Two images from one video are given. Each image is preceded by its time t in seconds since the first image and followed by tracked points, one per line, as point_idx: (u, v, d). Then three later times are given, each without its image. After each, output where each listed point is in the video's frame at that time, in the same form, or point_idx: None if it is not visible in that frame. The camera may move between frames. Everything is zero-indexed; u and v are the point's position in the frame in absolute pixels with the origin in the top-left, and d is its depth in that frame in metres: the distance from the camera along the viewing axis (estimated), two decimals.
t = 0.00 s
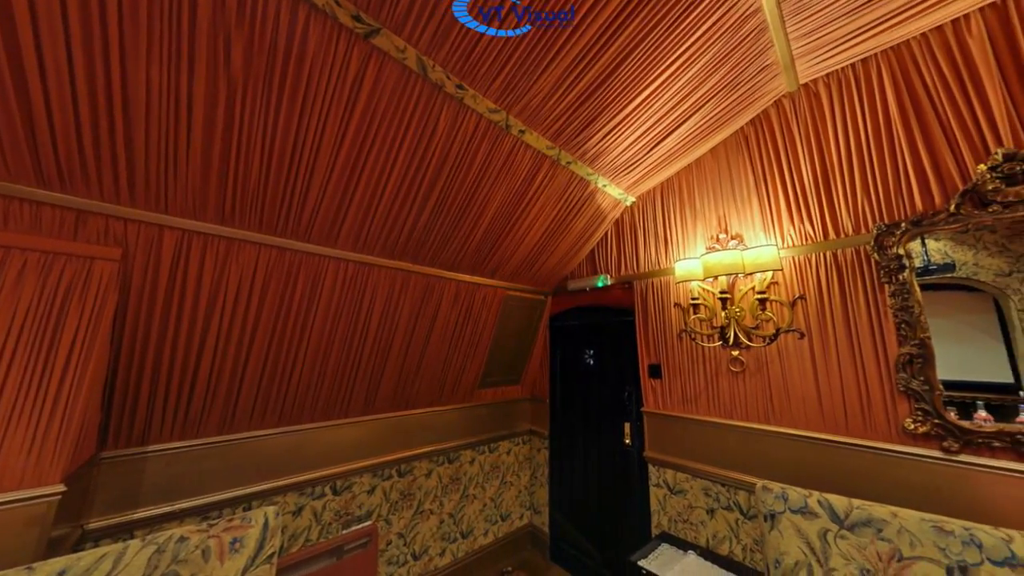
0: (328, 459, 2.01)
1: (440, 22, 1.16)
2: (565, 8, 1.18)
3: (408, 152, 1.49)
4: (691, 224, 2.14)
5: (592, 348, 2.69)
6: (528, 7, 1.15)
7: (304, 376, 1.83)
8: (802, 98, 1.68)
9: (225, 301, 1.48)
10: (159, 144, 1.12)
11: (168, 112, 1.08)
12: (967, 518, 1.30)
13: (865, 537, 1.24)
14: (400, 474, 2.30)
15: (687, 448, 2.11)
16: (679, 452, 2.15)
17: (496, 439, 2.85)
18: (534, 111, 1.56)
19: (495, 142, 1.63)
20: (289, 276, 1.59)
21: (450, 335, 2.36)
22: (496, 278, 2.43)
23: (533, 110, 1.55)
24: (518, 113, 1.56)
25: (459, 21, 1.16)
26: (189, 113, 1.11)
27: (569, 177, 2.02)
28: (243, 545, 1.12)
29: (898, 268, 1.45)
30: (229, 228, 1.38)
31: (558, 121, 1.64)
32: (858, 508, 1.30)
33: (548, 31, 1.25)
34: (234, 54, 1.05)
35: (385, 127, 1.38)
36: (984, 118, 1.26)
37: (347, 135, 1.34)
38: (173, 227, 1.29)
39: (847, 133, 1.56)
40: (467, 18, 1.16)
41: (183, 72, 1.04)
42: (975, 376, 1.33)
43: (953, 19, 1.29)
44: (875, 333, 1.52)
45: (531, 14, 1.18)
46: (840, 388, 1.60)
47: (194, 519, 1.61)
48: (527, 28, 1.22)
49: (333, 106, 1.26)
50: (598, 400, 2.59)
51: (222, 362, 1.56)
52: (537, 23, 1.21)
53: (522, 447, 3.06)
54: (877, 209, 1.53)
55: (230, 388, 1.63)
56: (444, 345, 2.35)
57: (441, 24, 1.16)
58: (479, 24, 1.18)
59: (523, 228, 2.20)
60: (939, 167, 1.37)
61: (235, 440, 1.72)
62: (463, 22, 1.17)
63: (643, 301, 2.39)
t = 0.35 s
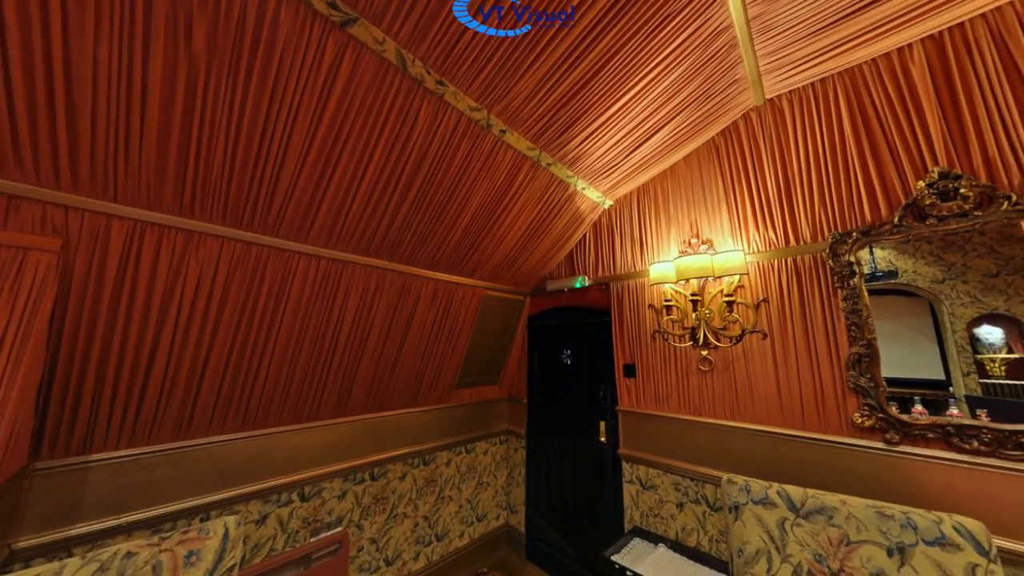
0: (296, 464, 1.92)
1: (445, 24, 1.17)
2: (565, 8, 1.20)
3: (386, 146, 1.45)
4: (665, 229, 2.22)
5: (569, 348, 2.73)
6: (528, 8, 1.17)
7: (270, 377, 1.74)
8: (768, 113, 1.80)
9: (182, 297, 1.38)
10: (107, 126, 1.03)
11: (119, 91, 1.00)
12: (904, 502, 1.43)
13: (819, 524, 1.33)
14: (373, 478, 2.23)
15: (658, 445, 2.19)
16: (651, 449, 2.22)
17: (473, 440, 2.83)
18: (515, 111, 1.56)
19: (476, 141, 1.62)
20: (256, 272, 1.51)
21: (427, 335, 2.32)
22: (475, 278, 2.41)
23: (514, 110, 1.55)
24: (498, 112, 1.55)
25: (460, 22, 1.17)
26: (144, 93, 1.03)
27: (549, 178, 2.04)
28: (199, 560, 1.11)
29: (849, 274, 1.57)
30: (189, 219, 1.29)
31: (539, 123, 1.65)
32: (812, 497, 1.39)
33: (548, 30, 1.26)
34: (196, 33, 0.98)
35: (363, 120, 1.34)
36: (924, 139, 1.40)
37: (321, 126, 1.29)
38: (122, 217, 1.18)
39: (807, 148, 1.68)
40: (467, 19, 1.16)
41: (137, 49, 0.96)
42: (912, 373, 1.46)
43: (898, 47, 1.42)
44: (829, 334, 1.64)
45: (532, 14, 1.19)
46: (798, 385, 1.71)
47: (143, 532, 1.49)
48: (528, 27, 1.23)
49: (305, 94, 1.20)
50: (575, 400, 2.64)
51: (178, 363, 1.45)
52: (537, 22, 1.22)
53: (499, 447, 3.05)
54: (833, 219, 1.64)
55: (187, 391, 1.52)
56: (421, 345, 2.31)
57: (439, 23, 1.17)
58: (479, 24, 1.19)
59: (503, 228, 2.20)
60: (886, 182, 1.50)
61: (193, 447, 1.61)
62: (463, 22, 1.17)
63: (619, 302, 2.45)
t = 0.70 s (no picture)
0: (260, 470, 1.83)
1: (438, 18, 1.16)
2: (565, 8, 1.22)
3: (363, 140, 1.40)
4: (641, 232, 2.29)
5: (547, 348, 2.76)
6: (529, 8, 1.18)
7: (233, 379, 1.64)
8: (736, 125, 1.91)
9: (133, 292, 1.27)
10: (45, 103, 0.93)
11: (61, 65, 0.90)
12: (851, 490, 1.55)
13: (777, 513, 1.42)
14: (344, 483, 2.16)
15: (632, 442, 2.25)
16: (625, 446, 2.28)
17: (449, 441, 2.80)
18: (496, 110, 1.55)
19: (456, 139, 1.60)
20: (217, 267, 1.41)
21: (404, 334, 2.27)
22: (453, 277, 2.39)
23: (495, 109, 1.55)
24: (479, 111, 1.54)
25: (461, 23, 1.18)
26: (90, 69, 0.94)
27: (529, 179, 2.05)
28: None
29: (807, 279, 1.69)
30: (142, 209, 1.19)
31: (520, 123, 1.66)
32: (772, 488, 1.48)
33: (549, 30, 1.28)
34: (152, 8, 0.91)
35: (338, 111, 1.29)
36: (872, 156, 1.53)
37: (293, 116, 1.23)
38: (61, 204, 1.07)
39: (772, 160, 1.80)
40: (467, 19, 1.17)
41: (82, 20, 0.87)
42: (860, 371, 1.58)
43: (851, 70, 1.56)
44: (788, 335, 1.75)
45: (532, 15, 1.21)
46: (760, 383, 1.81)
47: (83, 550, 1.36)
48: (528, 28, 1.24)
49: (275, 81, 1.14)
50: (552, 399, 2.67)
51: (127, 365, 1.34)
52: (538, 23, 1.24)
53: (476, 447, 3.03)
54: (793, 227, 1.76)
55: (138, 395, 1.41)
56: (397, 345, 2.25)
57: (438, 18, 1.16)
58: (480, 24, 1.20)
59: (482, 227, 2.19)
60: (840, 194, 1.63)
61: (144, 455, 1.49)
62: (463, 22, 1.18)
63: (596, 303, 2.50)
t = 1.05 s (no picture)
0: (224, 477, 1.73)
1: (423, 11, 1.14)
2: (564, 8, 1.23)
3: (340, 132, 1.36)
4: (620, 235, 2.35)
5: (527, 349, 2.78)
6: (529, 9, 1.19)
7: (195, 381, 1.54)
8: (711, 134, 2.00)
9: (80, 288, 1.17)
10: None
11: None
12: (810, 482, 1.65)
13: (744, 505, 1.49)
14: (316, 488, 2.08)
15: (608, 441, 2.30)
16: (602, 444, 2.32)
17: (427, 442, 2.76)
18: (478, 109, 1.54)
19: (438, 136, 1.58)
20: (178, 261, 1.33)
21: (381, 334, 2.22)
22: (434, 276, 2.36)
23: (477, 108, 1.54)
24: (462, 109, 1.52)
25: (461, 23, 1.20)
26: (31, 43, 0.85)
27: (512, 179, 2.05)
28: None
29: (773, 283, 1.79)
30: (93, 198, 1.10)
31: (503, 123, 1.65)
32: (739, 482, 1.55)
33: (548, 30, 1.29)
34: None
35: (315, 102, 1.24)
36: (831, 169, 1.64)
37: (264, 104, 1.17)
38: None
39: (743, 169, 1.89)
40: (467, 19, 1.18)
41: None
42: (820, 370, 1.68)
43: (816, 87, 1.68)
44: (756, 336, 1.84)
45: (531, 15, 1.22)
46: (729, 382, 1.90)
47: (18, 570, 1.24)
48: (527, 28, 1.25)
49: (245, 68, 1.08)
50: (531, 399, 2.68)
51: (72, 367, 1.23)
52: (537, 22, 1.25)
53: (454, 448, 3.00)
54: (761, 233, 1.85)
55: (84, 400, 1.30)
56: (374, 345, 2.19)
57: (438, 15, 1.16)
58: (480, 24, 1.21)
59: (464, 226, 2.17)
60: (804, 203, 1.73)
61: (92, 464, 1.38)
62: (463, 22, 1.19)
63: (576, 304, 2.54)
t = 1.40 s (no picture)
0: (187, 485, 1.63)
1: (408, 4, 1.12)
2: (565, 8, 1.25)
3: (317, 125, 1.31)
4: (601, 237, 2.39)
5: (508, 349, 2.78)
6: (530, 9, 1.21)
7: (155, 383, 1.45)
8: (688, 141, 2.08)
9: (22, 283, 1.07)
10: None
11: None
12: (775, 475, 1.74)
13: (715, 499, 1.55)
14: (287, 494, 2.00)
15: (588, 439, 2.34)
16: (581, 443, 2.36)
17: (406, 444, 2.71)
18: (462, 106, 1.52)
19: (420, 133, 1.56)
20: (136, 255, 1.24)
21: (359, 334, 2.16)
22: (414, 275, 2.32)
23: (461, 106, 1.52)
24: (444, 106, 1.50)
25: (461, 23, 1.20)
26: None
27: (495, 179, 2.04)
28: None
29: (744, 286, 1.87)
30: (37, 186, 1.01)
31: (486, 122, 1.64)
32: (711, 477, 1.61)
33: (547, 30, 1.31)
34: None
35: (290, 92, 1.19)
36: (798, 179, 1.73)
37: (235, 92, 1.11)
38: None
39: (717, 176, 1.98)
40: (467, 19, 1.19)
41: None
42: (786, 369, 1.78)
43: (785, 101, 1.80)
44: (728, 336, 1.92)
45: (534, 15, 1.24)
46: (702, 380, 1.97)
47: None
48: (529, 28, 1.27)
49: (213, 52, 1.02)
50: (512, 399, 2.69)
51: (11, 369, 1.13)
52: (538, 23, 1.27)
53: (434, 450, 2.96)
54: (734, 238, 1.93)
55: (25, 404, 1.19)
56: (350, 345, 2.13)
57: (432, 11, 1.15)
58: (480, 24, 1.21)
59: (446, 225, 2.14)
60: (773, 210, 1.83)
61: (34, 475, 1.27)
62: (462, 21, 1.20)
63: (557, 304, 2.56)
